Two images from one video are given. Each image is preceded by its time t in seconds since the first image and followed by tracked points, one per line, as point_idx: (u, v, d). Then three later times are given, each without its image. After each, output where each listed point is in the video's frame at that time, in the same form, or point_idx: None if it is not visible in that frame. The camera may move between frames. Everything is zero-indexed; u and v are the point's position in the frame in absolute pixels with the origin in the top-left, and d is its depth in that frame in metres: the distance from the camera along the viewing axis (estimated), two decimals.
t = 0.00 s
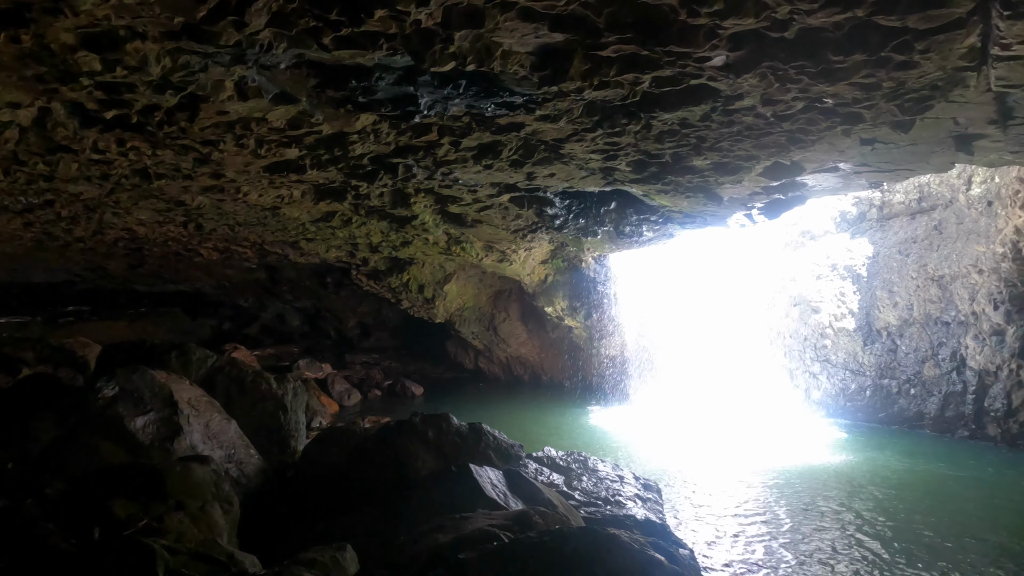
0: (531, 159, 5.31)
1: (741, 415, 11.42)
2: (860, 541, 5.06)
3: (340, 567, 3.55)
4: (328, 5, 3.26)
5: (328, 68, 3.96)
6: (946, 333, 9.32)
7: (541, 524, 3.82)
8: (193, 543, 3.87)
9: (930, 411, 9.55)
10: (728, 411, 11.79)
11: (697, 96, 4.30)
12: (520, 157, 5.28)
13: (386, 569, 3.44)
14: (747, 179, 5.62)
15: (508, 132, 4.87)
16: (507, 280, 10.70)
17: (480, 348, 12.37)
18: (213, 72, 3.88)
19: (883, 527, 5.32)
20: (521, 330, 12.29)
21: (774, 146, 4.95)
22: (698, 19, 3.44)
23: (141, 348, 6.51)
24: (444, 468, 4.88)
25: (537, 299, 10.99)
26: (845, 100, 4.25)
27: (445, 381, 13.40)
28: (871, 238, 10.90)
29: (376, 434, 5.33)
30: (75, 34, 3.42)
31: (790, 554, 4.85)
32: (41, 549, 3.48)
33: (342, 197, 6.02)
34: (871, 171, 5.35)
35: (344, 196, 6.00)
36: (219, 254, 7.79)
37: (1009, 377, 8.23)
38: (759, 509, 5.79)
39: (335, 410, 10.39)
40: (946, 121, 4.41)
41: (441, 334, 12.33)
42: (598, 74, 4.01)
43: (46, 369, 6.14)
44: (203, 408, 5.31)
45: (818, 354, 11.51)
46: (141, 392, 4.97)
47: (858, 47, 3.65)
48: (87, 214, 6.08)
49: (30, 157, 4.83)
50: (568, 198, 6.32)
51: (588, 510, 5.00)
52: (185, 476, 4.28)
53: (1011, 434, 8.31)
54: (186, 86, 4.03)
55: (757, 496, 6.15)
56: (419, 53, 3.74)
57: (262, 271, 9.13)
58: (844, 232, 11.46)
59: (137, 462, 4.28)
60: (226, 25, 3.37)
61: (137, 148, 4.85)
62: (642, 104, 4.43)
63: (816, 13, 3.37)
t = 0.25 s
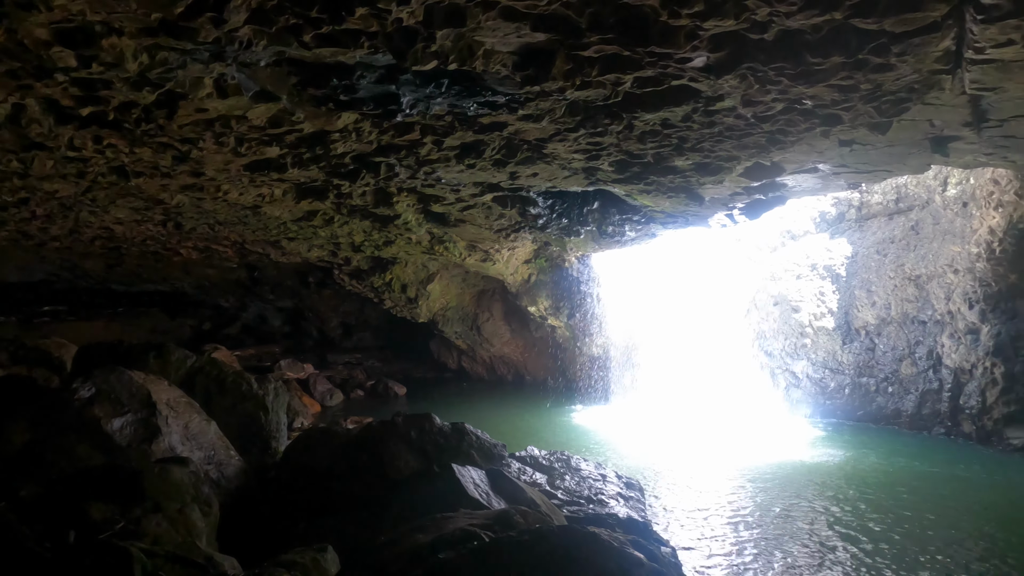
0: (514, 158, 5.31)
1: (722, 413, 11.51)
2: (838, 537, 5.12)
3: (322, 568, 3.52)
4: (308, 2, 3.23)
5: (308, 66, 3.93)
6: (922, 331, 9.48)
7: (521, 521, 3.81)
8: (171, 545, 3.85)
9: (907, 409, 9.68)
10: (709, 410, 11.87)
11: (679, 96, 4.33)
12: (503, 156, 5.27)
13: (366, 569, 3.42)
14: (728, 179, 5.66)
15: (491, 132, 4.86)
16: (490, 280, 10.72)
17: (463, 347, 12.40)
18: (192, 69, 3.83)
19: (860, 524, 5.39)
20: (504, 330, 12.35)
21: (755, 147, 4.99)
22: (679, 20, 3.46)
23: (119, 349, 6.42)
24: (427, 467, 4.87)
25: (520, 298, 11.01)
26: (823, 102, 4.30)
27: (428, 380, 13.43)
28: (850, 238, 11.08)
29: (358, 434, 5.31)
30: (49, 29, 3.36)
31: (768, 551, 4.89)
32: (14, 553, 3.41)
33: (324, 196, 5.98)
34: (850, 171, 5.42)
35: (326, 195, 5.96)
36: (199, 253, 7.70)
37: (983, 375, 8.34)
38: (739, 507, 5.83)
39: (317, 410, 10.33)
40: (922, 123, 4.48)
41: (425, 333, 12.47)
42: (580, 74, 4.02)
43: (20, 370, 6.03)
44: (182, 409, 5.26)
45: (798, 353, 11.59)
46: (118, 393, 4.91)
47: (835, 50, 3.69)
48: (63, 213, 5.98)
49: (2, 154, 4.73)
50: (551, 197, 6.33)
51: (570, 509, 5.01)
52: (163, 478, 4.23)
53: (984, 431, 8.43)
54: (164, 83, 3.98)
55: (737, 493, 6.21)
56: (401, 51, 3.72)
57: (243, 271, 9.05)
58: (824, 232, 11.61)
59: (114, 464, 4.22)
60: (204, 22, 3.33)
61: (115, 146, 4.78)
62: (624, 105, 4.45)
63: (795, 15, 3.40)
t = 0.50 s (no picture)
0: (497, 158, 5.30)
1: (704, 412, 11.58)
2: (817, 533, 5.19)
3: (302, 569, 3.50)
4: None
5: (289, 63, 3.90)
6: (900, 330, 9.61)
7: (503, 523, 3.82)
8: (149, 549, 3.79)
9: (886, 406, 9.83)
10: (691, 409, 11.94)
11: (660, 97, 4.35)
12: (485, 156, 5.26)
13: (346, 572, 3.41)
14: (709, 179, 5.70)
15: (473, 131, 4.86)
16: (473, 280, 10.72)
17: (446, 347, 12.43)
18: (169, 66, 3.79)
19: (838, 520, 5.45)
20: (487, 330, 12.34)
21: (736, 147, 5.03)
22: (659, 21, 3.48)
23: (97, 350, 6.33)
24: (409, 468, 4.86)
25: (503, 298, 11.06)
26: (802, 104, 4.34)
27: (412, 380, 13.39)
28: (829, 238, 11.17)
29: (340, 435, 5.28)
30: (22, 24, 3.30)
31: (747, 548, 4.94)
32: None
33: (305, 195, 5.93)
34: (829, 172, 5.48)
35: (307, 194, 5.92)
36: (178, 252, 7.61)
37: (958, 373, 8.48)
38: (719, 504, 5.88)
39: (300, 411, 10.25)
40: (899, 125, 4.54)
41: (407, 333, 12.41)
42: (562, 74, 4.03)
43: None
44: (160, 410, 5.19)
45: (778, 352, 11.69)
46: (95, 394, 4.83)
47: (814, 52, 3.73)
48: (38, 212, 5.88)
49: None
50: (534, 197, 6.34)
51: (553, 508, 5.02)
52: (140, 480, 4.16)
53: (961, 427, 8.62)
54: (141, 80, 3.92)
55: (717, 490, 6.26)
56: (382, 50, 3.70)
57: (223, 270, 8.96)
58: (803, 232, 11.68)
59: (90, 466, 4.15)
60: (182, 19, 3.29)
61: (91, 143, 4.71)
62: (606, 105, 4.46)
63: (774, 18, 3.44)
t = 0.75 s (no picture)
0: (479, 157, 5.29)
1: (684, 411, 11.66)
2: (795, 530, 5.24)
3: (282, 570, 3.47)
4: None
5: (268, 61, 3.86)
6: (877, 329, 9.72)
7: (484, 523, 3.81)
8: (126, 552, 3.69)
9: (863, 404, 9.96)
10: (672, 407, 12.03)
11: (642, 97, 4.37)
12: (468, 155, 5.25)
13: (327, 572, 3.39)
14: (690, 180, 5.75)
15: (455, 130, 4.84)
16: (456, 280, 10.72)
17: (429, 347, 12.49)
18: (146, 63, 3.73)
19: (818, 517, 5.52)
20: (470, 329, 12.43)
21: (716, 148, 5.07)
22: (640, 22, 3.49)
23: (73, 350, 6.23)
24: (390, 468, 4.84)
25: (486, 298, 11.13)
26: (782, 105, 4.38)
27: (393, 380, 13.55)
28: (808, 238, 11.29)
29: (320, 435, 5.24)
30: None
31: (729, 546, 4.98)
32: None
33: (286, 194, 5.88)
34: (808, 173, 5.54)
35: (288, 193, 5.87)
36: (157, 252, 7.51)
37: (934, 371, 8.65)
38: (700, 503, 5.92)
39: (281, 412, 10.18)
40: (876, 127, 4.60)
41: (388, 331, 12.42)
42: (544, 74, 4.03)
43: None
44: (137, 412, 5.11)
45: (758, 351, 11.81)
46: (70, 396, 4.75)
47: (793, 54, 3.77)
48: (12, 210, 5.77)
49: None
50: (517, 197, 6.34)
51: (535, 507, 5.03)
52: (116, 483, 4.09)
53: (937, 425, 8.77)
54: (117, 76, 3.86)
55: (699, 489, 6.30)
56: (363, 48, 3.68)
57: (203, 270, 8.86)
58: (783, 232, 11.82)
59: (65, 470, 4.07)
60: (158, 15, 3.25)
61: (66, 141, 4.63)
62: (588, 105, 4.47)
63: (753, 20, 3.46)
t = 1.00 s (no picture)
0: (461, 157, 5.28)
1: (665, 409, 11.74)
2: (774, 527, 5.30)
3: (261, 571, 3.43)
4: None
5: (247, 58, 3.82)
6: (854, 328, 9.84)
7: (465, 523, 3.81)
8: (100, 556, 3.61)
9: (841, 403, 10.08)
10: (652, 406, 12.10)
11: (623, 98, 4.39)
12: (450, 155, 5.24)
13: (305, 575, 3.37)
14: (671, 180, 5.79)
15: (437, 130, 4.83)
16: (437, 280, 10.69)
17: (410, 347, 12.37)
18: (122, 59, 3.68)
19: (797, 514, 5.59)
20: (453, 330, 12.40)
21: (696, 149, 5.11)
22: (621, 23, 3.51)
23: (48, 351, 6.12)
24: (372, 468, 4.82)
25: (468, 297, 11.04)
26: (761, 107, 4.43)
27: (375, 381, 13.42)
28: (787, 239, 11.44)
29: (301, 436, 5.20)
30: None
31: (709, 543, 5.02)
32: None
33: (266, 192, 5.83)
34: (787, 174, 5.60)
35: (268, 191, 5.82)
36: (134, 251, 7.40)
37: (910, 369, 8.78)
38: (681, 501, 5.96)
39: (260, 413, 10.09)
40: (853, 129, 4.66)
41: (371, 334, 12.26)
42: (525, 74, 4.03)
43: None
44: (113, 413, 5.03)
45: (738, 350, 11.93)
46: (44, 397, 4.66)
47: (771, 56, 3.81)
48: None
49: None
50: (499, 197, 6.34)
51: (517, 507, 5.03)
52: (91, 485, 4.02)
53: (912, 422, 8.90)
54: (92, 73, 3.80)
55: (680, 487, 6.34)
56: (343, 46, 3.65)
57: (182, 269, 8.75)
58: (763, 233, 11.97)
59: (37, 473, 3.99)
60: (133, 10, 3.20)
61: (39, 138, 4.55)
62: (569, 105, 4.48)
63: (732, 22, 3.49)
